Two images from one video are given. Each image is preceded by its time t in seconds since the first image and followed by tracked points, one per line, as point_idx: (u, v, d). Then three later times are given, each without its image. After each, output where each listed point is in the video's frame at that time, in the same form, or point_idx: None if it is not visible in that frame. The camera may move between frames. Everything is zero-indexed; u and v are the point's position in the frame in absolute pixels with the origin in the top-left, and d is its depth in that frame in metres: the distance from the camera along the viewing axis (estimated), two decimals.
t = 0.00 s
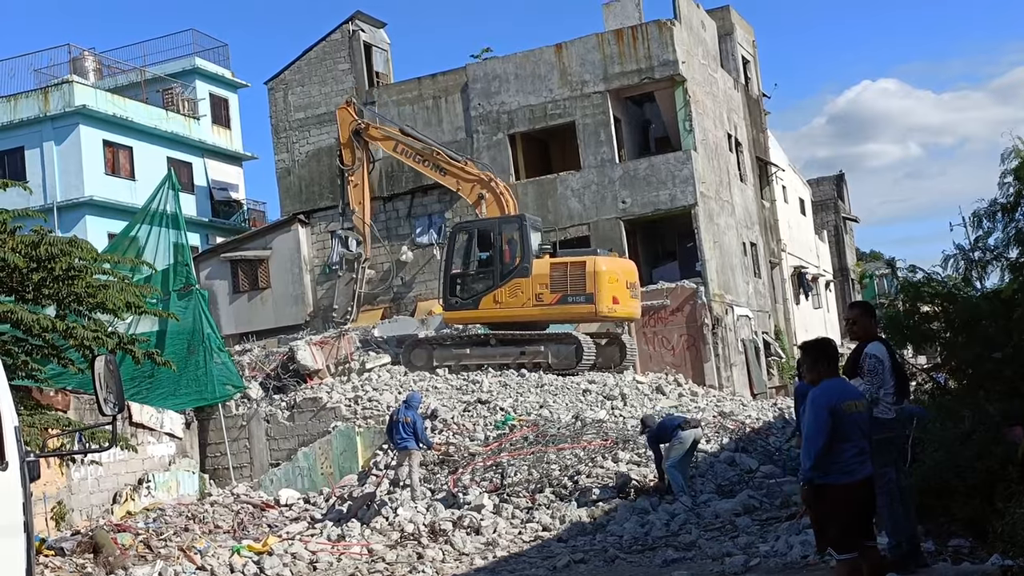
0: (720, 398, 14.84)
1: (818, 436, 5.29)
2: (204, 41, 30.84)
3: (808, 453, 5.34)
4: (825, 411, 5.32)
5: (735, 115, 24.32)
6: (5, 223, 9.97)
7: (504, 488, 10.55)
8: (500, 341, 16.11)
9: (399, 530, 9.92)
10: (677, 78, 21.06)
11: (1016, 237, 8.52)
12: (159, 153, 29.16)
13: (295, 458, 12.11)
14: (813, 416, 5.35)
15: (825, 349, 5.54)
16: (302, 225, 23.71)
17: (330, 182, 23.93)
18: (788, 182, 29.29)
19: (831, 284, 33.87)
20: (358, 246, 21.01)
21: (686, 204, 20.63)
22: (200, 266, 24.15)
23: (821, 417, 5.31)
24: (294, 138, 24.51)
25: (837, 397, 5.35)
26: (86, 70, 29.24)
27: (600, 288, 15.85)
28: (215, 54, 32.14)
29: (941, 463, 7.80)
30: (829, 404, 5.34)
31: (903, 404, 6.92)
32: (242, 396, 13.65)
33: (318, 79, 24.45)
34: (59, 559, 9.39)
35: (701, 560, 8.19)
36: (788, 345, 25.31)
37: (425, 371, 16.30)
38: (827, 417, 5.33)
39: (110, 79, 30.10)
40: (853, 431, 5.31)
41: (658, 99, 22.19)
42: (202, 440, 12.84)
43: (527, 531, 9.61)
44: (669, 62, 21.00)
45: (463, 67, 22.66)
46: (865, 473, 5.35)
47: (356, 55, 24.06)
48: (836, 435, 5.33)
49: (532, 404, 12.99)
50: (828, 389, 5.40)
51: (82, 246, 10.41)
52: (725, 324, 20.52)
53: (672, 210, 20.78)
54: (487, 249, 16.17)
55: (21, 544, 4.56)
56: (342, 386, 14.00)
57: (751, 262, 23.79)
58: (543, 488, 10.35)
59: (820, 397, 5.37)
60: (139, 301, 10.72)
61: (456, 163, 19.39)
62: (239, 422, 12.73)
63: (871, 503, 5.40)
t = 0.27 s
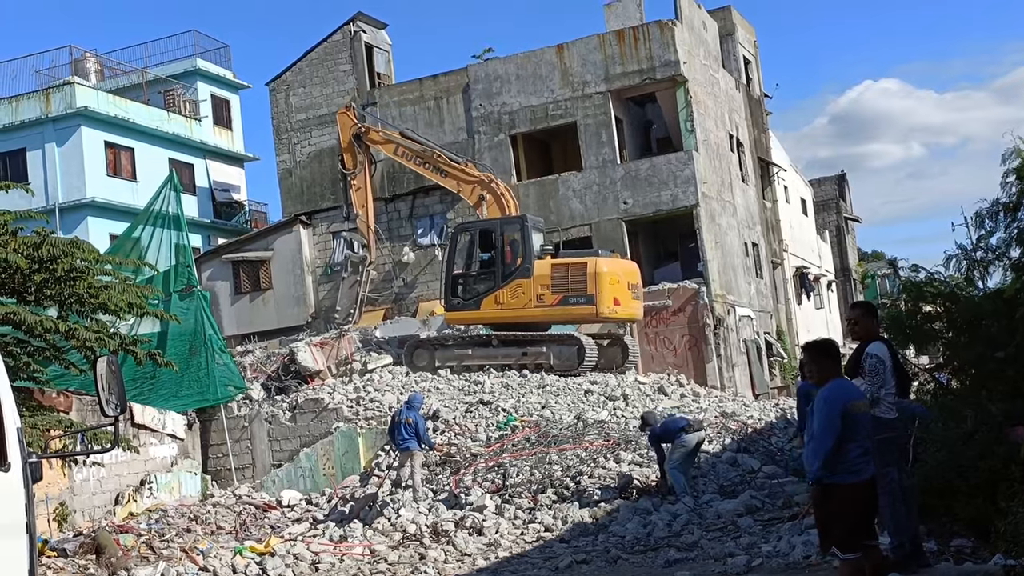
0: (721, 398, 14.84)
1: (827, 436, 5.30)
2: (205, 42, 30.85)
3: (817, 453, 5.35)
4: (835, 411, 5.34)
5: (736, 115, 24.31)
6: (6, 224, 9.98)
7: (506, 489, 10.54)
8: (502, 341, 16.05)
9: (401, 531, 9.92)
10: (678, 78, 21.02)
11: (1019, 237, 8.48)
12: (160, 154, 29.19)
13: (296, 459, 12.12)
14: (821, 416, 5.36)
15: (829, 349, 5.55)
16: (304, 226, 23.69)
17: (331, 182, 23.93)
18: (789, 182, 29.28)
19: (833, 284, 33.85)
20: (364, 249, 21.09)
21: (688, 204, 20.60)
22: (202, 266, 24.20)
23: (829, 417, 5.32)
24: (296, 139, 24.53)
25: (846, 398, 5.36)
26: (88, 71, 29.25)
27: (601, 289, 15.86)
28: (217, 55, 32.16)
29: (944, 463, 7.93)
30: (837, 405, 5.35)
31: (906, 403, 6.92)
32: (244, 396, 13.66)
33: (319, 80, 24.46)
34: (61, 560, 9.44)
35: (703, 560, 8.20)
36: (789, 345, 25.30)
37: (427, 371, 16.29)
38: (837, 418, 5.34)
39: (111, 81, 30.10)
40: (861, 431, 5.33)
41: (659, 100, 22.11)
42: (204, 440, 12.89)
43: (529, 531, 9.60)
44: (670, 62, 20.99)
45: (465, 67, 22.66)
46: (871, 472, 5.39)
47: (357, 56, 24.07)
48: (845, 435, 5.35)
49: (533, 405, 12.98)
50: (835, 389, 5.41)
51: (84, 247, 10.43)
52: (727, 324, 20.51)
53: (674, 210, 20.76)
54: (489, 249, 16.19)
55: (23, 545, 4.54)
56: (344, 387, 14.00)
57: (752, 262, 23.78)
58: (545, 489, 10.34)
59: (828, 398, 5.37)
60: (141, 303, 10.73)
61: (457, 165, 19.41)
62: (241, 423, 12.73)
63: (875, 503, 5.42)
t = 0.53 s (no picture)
0: (721, 392, 14.85)
1: (834, 430, 5.30)
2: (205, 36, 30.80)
3: (823, 446, 5.37)
4: (841, 404, 5.35)
5: (736, 109, 24.31)
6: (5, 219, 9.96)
7: (506, 483, 10.54)
8: (503, 335, 16.12)
9: (402, 525, 9.95)
10: (678, 73, 21.06)
11: (1018, 231, 8.51)
12: (160, 148, 29.14)
13: (296, 453, 12.11)
14: (827, 409, 5.37)
15: (830, 344, 5.56)
16: (304, 220, 23.66)
17: (331, 176, 23.89)
18: (789, 176, 29.30)
19: (833, 279, 33.92)
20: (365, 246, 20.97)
21: (688, 198, 20.62)
22: (201, 260, 24.11)
23: (835, 411, 5.33)
24: (296, 133, 24.51)
25: (852, 391, 5.37)
26: (87, 65, 29.23)
27: (602, 285, 15.83)
28: (216, 49, 32.12)
29: (944, 456, 7.96)
30: (842, 398, 5.36)
31: (906, 396, 6.95)
32: (244, 390, 13.65)
33: (319, 74, 24.43)
34: (63, 554, 9.53)
35: (703, 553, 8.22)
36: (789, 339, 25.34)
37: (427, 365, 16.27)
38: (843, 410, 5.36)
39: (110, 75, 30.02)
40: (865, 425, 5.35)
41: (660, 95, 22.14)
42: (204, 435, 12.78)
43: (530, 525, 9.61)
44: (670, 56, 20.98)
45: (465, 61, 22.65)
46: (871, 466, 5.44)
47: (357, 50, 24.06)
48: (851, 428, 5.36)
49: (534, 399, 12.98)
50: (840, 382, 5.43)
51: (83, 241, 10.41)
52: (727, 318, 20.52)
53: (674, 204, 20.76)
54: (491, 243, 16.21)
55: (24, 541, 4.52)
56: (344, 381, 14.00)
57: (752, 256, 23.80)
58: (545, 483, 10.35)
59: (833, 391, 5.39)
60: (141, 296, 10.73)
61: (457, 159, 19.39)
62: (241, 417, 12.67)
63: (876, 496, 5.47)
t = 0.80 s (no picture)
0: (720, 380, 14.88)
1: (835, 417, 5.29)
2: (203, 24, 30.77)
3: (824, 434, 5.35)
4: (840, 391, 5.35)
5: (735, 97, 24.28)
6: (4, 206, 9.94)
7: (505, 471, 10.55)
8: (502, 323, 16.15)
9: (401, 513, 9.96)
10: (678, 60, 21.02)
11: (1018, 219, 8.55)
12: (159, 136, 29.09)
13: (296, 441, 12.12)
14: (827, 396, 5.36)
15: (829, 331, 5.56)
16: (303, 208, 23.64)
17: (330, 165, 23.87)
18: (789, 165, 29.28)
19: (833, 267, 33.96)
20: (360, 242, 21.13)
21: (688, 186, 20.59)
22: (200, 249, 24.11)
23: (835, 398, 5.33)
24: (295, 121, 24.50)
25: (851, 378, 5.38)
26: (85, 52, 29.26)
27: (601, 274, 15.81)
28: (215, 36, 32.07)
29: (942, 445, 8.19)
30: (842, 385, 5.37)
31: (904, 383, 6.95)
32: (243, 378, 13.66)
33: (318, 62, 24.39)
34: (62, 542, 9.56)
35: (702, 541, 8.24)
36: (789, 328, 25.35)
37: (427, 352, 16.30)
38: (843, 397, 5.36)
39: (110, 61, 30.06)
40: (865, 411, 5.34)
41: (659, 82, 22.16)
42: (204, 423, 12.80)
43: (529, 513, 9.63)
44: (670, 44, 20.92)
45: (464, 49, 22.62)
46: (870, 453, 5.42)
47: (356, 37, 24.01)
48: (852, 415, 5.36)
49: (533, 387, 13.01)
50: (839, 370, 5.43)
51: (82, 229, 10.41)
52: (727, 307, 20.51)
53: (673, 192, 20.77)
54: (491, 231, 16.19)
55: (24, 528, 4.52)
56: (343, 369, 14.02)
57: (752, 245, 23.81)
58: (544, 471, 10.36)
59: (832, 378, 5.39)
60: (140, 284, 10.74)
61: (451, 150, 19.35)
62: (241, 405, 12.69)
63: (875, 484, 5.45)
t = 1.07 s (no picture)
0: (718, 369, 14.91)
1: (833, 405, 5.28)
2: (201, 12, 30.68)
3: (821, 422, 5.35)
4: (836, 379, 5.35)
5: (733, 87, 24.23)
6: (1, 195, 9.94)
7: (503, 460, 10.57)
8: (500, 313, 16.18)
9: (399, 502, 9.97)
10: (676, 49, 21.03)
11: (1016, 207, 8.53)
12: (156, 125, 29.04)
13: (295, 430, 12.11)
14: (823, 383, 5.37)
15: (825, 321, 5.57)
16: (300, 198, 23.66)
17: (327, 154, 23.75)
18: (788, 154, 29.26)
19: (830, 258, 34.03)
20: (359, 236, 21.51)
21: (686, 175, 20.63)
22: (198, 239, 24.16)
23: (831, 385, 5.34)
24: (292, 111, 24.46)
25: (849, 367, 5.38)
26: (83, 41, 29.21)
27: (600, 264, 15.80)
28: (213, 25, 31.91)
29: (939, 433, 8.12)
30: (838, 373, 5.37)
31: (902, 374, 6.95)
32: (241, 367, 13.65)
33: (316, 50, 24.34)
34: (60, 531, 9.53)
35: (700, 530, 8.25)
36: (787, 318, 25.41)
37: (425, 341, 16.30)
38: (839, 385, 5.37)
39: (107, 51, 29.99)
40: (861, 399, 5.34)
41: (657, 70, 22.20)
42: (202, 412, 12.78)
43: (527, 502, 9.64)
44: (668, 33, 20.94)
45: (462, 38, 22.56)
46: (867, 442, 5.41)
47: (354, 26, 23.93)
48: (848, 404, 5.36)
49: (530, 376, 13.03)
50: (836, 358, 5.43)
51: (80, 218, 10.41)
52: (725, 297, 20.40)
53: (671, 181, 20.77)
54: (489, 220, 16.20)
55: (23, 516, 4.74)
56: (341, 358, 14.04)
57: (750, 235, 23.82)
58: (542, 460, 10.37)
59: (828, 366, 5.40)
60: (138, 274, 10.73)
61: (448, 141, 19.39)
62: (239, 394, 12.66)
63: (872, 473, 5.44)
